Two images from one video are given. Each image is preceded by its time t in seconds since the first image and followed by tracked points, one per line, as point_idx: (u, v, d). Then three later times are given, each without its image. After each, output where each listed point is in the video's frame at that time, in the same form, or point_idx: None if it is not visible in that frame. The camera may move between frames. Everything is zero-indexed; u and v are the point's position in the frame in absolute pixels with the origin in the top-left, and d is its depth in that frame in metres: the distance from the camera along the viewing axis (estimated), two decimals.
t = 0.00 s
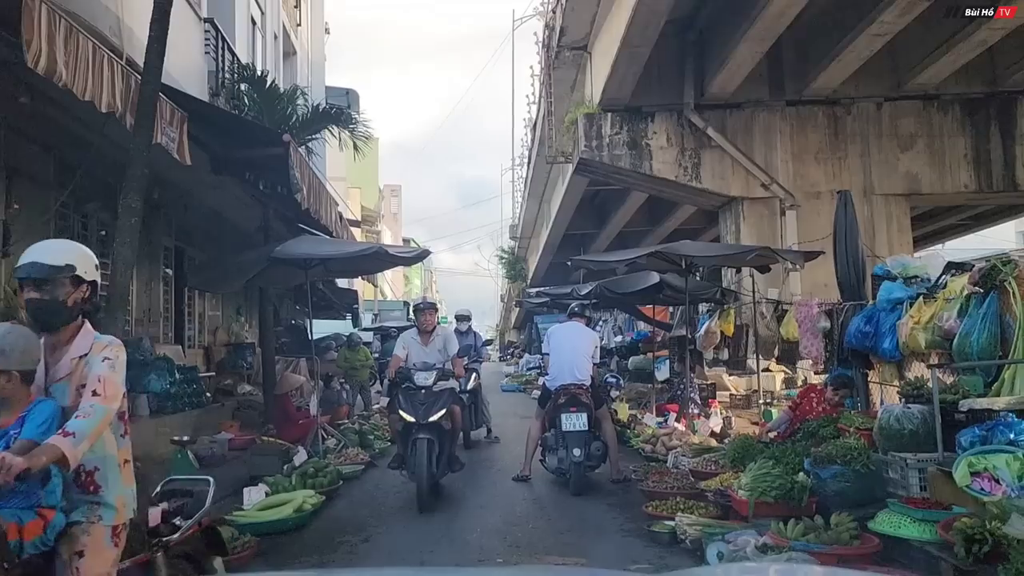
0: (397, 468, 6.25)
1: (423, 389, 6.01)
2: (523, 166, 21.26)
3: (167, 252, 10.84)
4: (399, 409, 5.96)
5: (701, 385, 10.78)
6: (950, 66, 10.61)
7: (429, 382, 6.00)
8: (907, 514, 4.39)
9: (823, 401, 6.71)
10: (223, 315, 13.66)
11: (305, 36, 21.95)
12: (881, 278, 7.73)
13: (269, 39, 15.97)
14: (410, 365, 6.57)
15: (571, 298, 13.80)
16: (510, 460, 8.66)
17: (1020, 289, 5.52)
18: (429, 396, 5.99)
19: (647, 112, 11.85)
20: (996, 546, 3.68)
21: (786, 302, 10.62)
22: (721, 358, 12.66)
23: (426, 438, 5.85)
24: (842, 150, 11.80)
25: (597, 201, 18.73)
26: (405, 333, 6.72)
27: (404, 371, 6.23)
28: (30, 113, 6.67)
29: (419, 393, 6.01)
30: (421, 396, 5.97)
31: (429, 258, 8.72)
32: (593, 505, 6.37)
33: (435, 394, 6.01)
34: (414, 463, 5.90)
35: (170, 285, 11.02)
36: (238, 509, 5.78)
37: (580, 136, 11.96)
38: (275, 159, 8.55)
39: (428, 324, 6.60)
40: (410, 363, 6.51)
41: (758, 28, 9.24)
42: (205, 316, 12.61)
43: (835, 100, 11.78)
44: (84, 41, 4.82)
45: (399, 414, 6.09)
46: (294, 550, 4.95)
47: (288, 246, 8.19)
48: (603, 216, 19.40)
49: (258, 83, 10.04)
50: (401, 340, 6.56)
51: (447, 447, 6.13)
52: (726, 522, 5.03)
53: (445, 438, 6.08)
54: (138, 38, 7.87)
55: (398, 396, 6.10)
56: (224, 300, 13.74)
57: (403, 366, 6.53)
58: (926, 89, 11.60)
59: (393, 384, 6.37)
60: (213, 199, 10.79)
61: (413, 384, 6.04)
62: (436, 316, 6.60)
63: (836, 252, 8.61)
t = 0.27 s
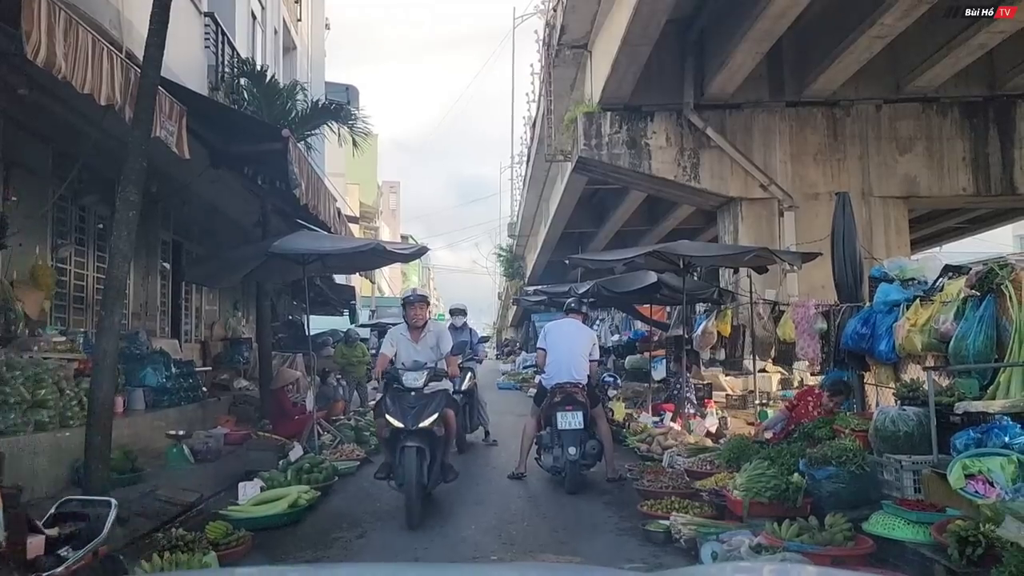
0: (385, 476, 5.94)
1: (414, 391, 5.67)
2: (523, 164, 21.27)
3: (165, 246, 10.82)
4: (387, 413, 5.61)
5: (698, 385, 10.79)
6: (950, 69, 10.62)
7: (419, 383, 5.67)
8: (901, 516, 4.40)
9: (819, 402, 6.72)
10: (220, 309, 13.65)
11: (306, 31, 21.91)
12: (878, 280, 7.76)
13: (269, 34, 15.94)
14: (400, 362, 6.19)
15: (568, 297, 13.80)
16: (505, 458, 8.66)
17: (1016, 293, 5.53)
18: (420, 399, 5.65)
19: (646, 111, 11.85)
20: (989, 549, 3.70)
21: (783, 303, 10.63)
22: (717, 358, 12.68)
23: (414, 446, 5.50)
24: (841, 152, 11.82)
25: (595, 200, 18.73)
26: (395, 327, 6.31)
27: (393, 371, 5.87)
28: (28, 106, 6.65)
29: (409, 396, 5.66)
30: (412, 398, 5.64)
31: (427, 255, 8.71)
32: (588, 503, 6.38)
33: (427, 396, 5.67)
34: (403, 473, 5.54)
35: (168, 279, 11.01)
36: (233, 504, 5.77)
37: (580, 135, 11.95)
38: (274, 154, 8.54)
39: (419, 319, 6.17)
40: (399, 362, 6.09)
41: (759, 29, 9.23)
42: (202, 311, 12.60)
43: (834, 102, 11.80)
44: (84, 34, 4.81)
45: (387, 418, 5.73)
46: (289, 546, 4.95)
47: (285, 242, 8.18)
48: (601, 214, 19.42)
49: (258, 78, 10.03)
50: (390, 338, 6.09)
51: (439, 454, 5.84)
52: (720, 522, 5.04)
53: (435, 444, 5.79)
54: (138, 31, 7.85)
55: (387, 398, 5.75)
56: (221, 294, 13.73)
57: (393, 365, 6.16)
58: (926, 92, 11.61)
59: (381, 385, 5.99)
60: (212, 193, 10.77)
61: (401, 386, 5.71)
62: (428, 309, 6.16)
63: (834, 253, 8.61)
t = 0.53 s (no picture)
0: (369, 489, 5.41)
1: (401, 395, 5.15)
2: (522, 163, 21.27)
3: (163, 241, 10.80)
4: (371, 420, 5.07)
5: (695, 385, 10.79)
6: (950, 72, 10.63)
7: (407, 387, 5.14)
8: (897, 518, 4.40)
9: (815, 403, 6.72)
10: (218, 305, 13.63)
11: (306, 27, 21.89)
12: (876, 281, 7.78)
13: (270, 30, 15.92)
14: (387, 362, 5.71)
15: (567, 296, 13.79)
16: (502, 457, 8.66)
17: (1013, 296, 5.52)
18: (408, 404, 5.14)
19: (646, 111, 11.84)
20: (985, 551, 3.70)
21: (782, 304, 10.65)
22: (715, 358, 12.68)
23: (402, 455, 5.01)
24: (840, 153, 11.82)
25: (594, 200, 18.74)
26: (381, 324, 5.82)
27: (378, 373, 5.36)
28: (27, 99, 6.64)
29: (395, 401, 5.14)
30: (399, 404, 5.11)
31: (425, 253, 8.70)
32: (584, 502, 6.38)
33: (415, 402, 5.16)
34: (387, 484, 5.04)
35: (166, 275, 11.00)
36: (230, 500, 5.77)
37: (580, 134, 11.94)
38: (273, 150, 8.53)
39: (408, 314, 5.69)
40: (387, 362, 5.64)
41: (760, 30, 9.23)
42: (200, 307, 12.59)
43: (834, 103, 11.80)
44: (84, 28, 4.80)
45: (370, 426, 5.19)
46: (285, 542, 4.95)
47: (284, 238, 8.17)
48: (600, 214, 19.43)
49: (258, 74, 10.01)
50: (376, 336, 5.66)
51: (429, 464, 5.43)
52: (716, 522, 5.03)
53: (424, 453, 5.37)
54: (138, 25, 7.83)
55: (371, 403, 5.22)
56: (219, 290, 13.71)
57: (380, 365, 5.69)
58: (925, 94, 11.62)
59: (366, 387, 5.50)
60: (210, 189, 10.76)
61: (387, 389, 5.19)
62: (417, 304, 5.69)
63: (833, 255, 8.60)
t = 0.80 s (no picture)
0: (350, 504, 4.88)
1: (381, 401, 4.63)
2: (522, 162, 21.27)
3: (162, 238, 10.79)
4: (347, 430, 4.56)
5: (693, 385, 10.79)
6: (949, 75, 10.64)
7: (389, 392, 4.61)
8: (894, 520, 4.41)
9: (811, 404, 6.72)
10: (216, 302, 13.63)
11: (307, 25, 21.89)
12: (875, 283, 7.79)
13: (270, 28, 15.92)
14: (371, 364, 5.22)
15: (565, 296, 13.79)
16: (499, 456, 8.66)
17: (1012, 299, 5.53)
18: (391, 411, 4.61)
19: (646, 111, 11.85)
20: (981, 554, 3.70)
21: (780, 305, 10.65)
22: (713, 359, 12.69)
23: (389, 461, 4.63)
24: (840, 155, 11.83)
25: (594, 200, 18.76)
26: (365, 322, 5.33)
27: (358, 376, 4.85)
28: (26, 94, 6.63)
29: (375, 408, 4.61)
30: (378, 411, 4.59)
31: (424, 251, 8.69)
32: (581, 502, 6.38)
33: (398, 409, 4.63)
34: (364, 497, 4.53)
35: (165, 272, 10.99)
36: (227, 497, 5.77)
37: (580, 134, 11.94)
38: (273, 147, 8.52)
39: (393, 311, 5.18)
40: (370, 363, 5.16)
41: (760, 31, 9.23)
42: (198, 304, 12.58)
43: (834, 105, 11.82)
44: (84, 24, 4.79)
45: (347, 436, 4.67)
46: (282, 540, 4.94)
47: (282, 235, 8.16)
48: (599, 214, 19.44)
49: (258, 71, 10.01)
50: (359, 334, 5.18)
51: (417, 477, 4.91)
52: (713, 523, 5.04)
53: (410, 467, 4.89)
54: (138, 22, 7.82)
55: (349, 410, 4.71)
56: (218, 288, 13.71)
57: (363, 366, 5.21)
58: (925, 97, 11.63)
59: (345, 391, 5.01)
60: (210, 186, 10.75)
61: (366, 394, 4.66)
62: (403, 300, 5.18)
63: (831, 256, 8.60)
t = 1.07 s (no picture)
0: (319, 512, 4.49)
1: (356, 410, 4.27)
2: (522, 163, 21.27)
3: (161, 237, 10.79)
4: (316, 442, 4.17)
5: (692, 386, 10.79)
6: (950, 77, 10.64)
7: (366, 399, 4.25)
8: (892, 522, 4.40)
9: (808, 404, 6.73)
10: (216, 302, 13.63)
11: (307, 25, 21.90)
12: (874, 285, 7.80)
13: (271, 27, 15.92)
14: (354, 364, 4.99)
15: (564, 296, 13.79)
16: (498, 456, 8.65)
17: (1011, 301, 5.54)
18: (366, 420, 4.25)
19: (647, 112, 11.86)
20: (980, 556, 3.69)
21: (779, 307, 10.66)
22: (712, 360, 12.69)
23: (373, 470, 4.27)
24: (840, 157, 11.83)
25: (594, 201, 18.76)
26: (351, 320, 5.12)
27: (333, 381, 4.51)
28: (27, 92, 6.63)
29: (348, 418, 4.25)
30: (351, 421, 4.21)
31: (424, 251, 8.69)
32: (580, 502, 6.38)
33: (375, 417, 4.28)
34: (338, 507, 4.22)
35: (164, 271, 10.99)
36: (226, 496, 5.77)
37: (580, 134, 11.93)
38: (274, 146, 8.52)
39: (379, 309, 4.96)
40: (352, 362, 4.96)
41: (761, 32, 9.24)
42: (197, 302, 12.58)
43: (835, 107, 11.82)
44: (85, 22, 4.79)
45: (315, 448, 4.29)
46: (281, 539, 4.94)
47: (282, 235, 8.16)
48: (599, 215, 19.44)
49: (259, 70, 10.01)
50: (342, 333, 4.99)
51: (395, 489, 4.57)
52: (712, 524, 5.04)
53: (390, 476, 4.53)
54: (139, 20, 7.82)
55: (320, 419, 4.34)
56: (218, 287, 13.71)
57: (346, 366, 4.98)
58: (925, 99, 11.64)
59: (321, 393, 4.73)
60: (210, 185, 10.75)
61: (339, 402, 4.31)
62: (390, 297, 4.94)
63: (831, 258, 8.60)
